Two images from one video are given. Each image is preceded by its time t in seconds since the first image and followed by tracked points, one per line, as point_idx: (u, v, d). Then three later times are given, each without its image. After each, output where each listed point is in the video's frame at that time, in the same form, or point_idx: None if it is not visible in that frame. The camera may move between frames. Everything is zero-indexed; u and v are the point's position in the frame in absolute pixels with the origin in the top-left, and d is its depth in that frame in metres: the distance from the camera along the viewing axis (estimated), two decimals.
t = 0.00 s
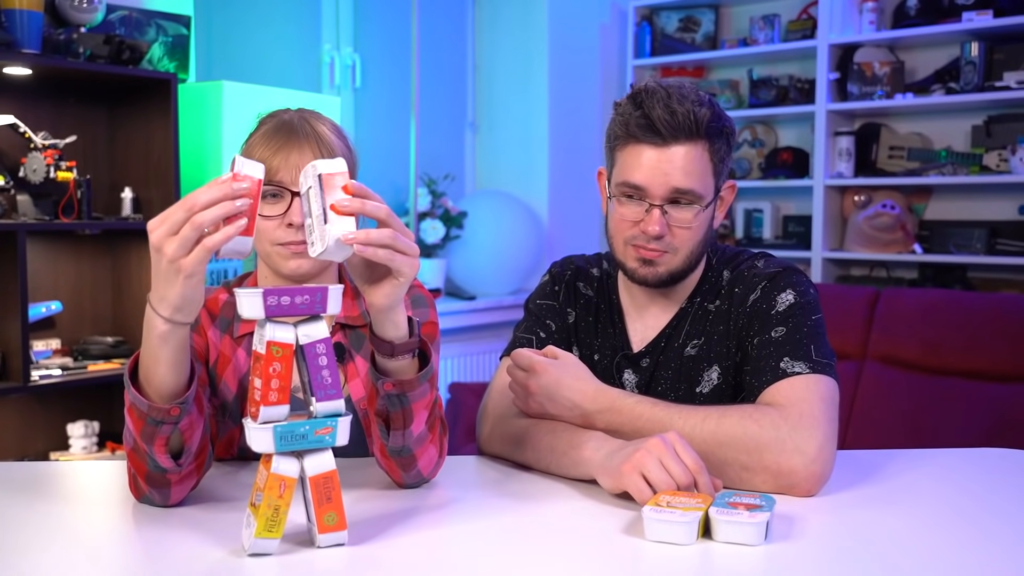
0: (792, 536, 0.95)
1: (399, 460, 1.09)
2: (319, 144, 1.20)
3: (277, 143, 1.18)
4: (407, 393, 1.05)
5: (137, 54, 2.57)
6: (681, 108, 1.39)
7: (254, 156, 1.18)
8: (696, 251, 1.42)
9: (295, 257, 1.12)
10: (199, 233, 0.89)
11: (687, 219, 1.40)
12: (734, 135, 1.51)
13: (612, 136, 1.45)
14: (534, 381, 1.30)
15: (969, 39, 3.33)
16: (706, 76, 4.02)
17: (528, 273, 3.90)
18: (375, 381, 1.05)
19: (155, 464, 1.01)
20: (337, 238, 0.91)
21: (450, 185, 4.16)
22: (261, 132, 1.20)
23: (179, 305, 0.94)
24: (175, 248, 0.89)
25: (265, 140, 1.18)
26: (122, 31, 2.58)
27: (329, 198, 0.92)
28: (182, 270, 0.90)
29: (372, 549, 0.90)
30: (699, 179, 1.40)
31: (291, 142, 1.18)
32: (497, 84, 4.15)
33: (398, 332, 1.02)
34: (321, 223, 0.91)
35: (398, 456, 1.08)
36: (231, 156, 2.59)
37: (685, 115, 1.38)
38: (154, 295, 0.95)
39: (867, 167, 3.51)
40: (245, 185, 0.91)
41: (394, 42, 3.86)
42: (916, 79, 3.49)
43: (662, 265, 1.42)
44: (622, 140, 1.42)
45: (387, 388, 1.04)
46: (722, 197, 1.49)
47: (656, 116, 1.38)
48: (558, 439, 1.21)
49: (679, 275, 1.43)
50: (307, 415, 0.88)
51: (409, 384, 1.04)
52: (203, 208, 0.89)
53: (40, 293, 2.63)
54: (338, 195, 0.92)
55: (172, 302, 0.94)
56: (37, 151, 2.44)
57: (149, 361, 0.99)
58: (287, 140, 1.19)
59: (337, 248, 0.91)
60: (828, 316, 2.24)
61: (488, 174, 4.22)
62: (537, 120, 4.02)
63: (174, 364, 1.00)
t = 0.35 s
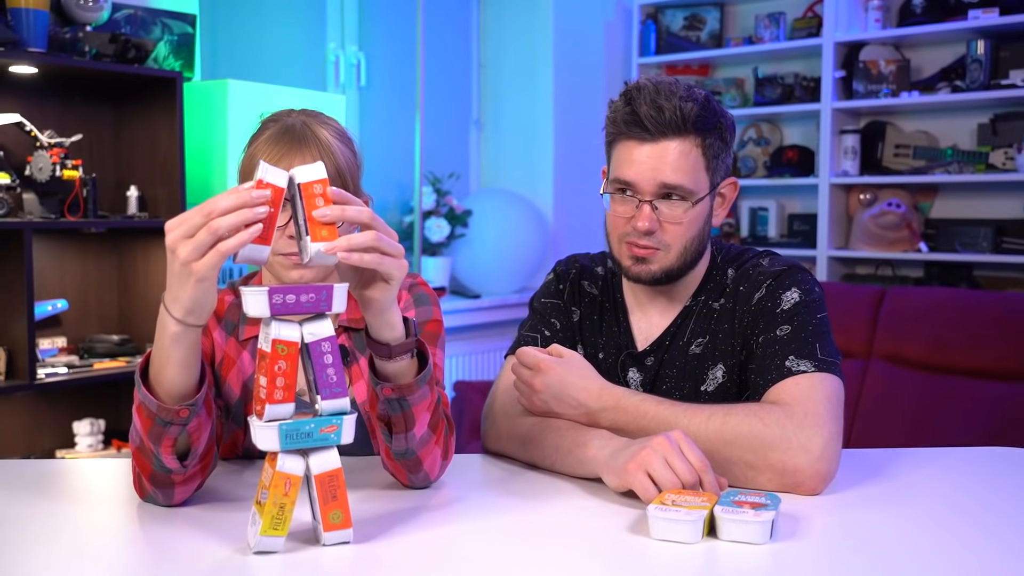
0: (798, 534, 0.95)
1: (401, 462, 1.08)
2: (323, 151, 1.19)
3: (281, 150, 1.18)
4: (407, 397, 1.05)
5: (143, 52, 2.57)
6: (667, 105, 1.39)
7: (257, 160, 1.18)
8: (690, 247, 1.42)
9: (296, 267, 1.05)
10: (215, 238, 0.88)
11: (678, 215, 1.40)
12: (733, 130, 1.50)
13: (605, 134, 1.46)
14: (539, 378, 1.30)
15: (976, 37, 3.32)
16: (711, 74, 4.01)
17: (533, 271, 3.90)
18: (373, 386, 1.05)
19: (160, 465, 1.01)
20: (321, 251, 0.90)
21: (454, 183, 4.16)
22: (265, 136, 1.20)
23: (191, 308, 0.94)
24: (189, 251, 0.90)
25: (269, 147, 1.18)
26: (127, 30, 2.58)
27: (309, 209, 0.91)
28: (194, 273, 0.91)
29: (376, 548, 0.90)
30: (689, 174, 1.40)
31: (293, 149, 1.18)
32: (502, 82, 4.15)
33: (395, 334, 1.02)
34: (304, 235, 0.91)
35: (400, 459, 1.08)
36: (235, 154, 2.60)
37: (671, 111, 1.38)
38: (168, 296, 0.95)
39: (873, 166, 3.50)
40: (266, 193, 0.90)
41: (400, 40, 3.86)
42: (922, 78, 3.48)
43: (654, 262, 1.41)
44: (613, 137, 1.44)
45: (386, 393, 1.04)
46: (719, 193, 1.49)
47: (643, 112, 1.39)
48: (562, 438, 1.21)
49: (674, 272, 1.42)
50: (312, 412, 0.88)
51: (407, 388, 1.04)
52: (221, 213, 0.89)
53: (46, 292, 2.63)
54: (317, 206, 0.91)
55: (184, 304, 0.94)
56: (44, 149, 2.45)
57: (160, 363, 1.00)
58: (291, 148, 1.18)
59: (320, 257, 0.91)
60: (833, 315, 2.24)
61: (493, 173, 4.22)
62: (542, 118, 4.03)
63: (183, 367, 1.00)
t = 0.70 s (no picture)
0: (805, 533, 0.94)
1: (409, 463, 1.08)
2: (329, 150, 1.19)
3: (287, 150, 1.18)
4: (414, 398, 1.06)
5: (149, 51, 2.57)
6: (653, 103, 1.39)
7: (263, 161, 1.18)
8: (687, 245, 1.42)
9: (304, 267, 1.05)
10: (222, 247, 0.88)
11: (671, 214, 1.40)
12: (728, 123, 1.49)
13: (597, 136, 1.47)
14: (545, 377, 1.30)
15: (984, 35, 3.30)
16: (717, 73, 4.01)
17: (539, 270, 3.90)
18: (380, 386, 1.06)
19: (165, 464, 1.01)
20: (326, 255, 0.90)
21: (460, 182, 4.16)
22: (271, 137, 1.20)
23: (194, 315, 0.95)
24: (194, 260, 0.89)
25: (274, 148, 1.19)
26: (135, 28, 2.59)
27: (314, 214, 0.91)
28: (200, 282, 0.91)
29: (383, 546, 0.90)
30: (679, 172, 1.40)
31: (299, 150, 1.18)
32: (508, 80, 4.15)
33: (401, 335, 1.02)
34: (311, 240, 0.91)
35: (407, 460, 1.08)
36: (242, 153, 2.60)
37: (657, 109, 1.38)
38: (172, 302, 0.95)
39: (880, 164, 3.50)
40: (274, 203, 0.88)
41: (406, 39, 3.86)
42: (929, 76, 3.47)
43: (651, 261, 1.41)
44: (604, 138, 1.44)
45: (394, 394, 1.05)
46: (717, 190, 1.49)
47: (629, 112, 1.39)
48: (569, 437, 1.21)
49: (673, 270, 1.41)
50: (319, 411, 0.88)
51: (415, 389, 1.05)
52: (228, 223, 0.88)
53: (54, 290, 2.64)
54: (322, 211, 0.91)
55: (188, 312, 0.94)
56: (51, 148, 2.45)
57: (164, 368, 1.00)
58: (297, 148, 1.18)
59: (327, 262, 0.91)
60: (841, 314, 2.24)
61: (499, 172, 4.22)
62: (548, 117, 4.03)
63: (188, 371, 1.01)
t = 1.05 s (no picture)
0: (811, 534, 0.94)
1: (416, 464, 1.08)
2: (334, 151, 1.19)
3: (292, 151, 1.18)
4: (422, 399, 1.06)
5: (156, 51, 2.57)
6: (646, 107, 1.39)
7: (269, 162, 1.19)
8: (685, 246, 1.41)
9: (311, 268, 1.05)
10: (236, 251, 0.88)
11: (668, 216, 1.40)
12: (727, 124, 1.49)
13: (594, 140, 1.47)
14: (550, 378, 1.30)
15: (990, 35, 3.29)
16: (722, 73, 4.00)
17: (545, 270, 3.90)
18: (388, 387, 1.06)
19: (173, 466, 1.01)
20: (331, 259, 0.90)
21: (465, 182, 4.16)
22: (276, 137, 1.20)
23: (205, 319, 0.95)
24: (208, 264, 0.89)
25: (280, 148, 1.19)
26: (141, 29, 2.60)
27: (321, 219, 0.91)
28: (213, 286, 0.90)
29: (389, 546, 0.90)
30: (675, 175, 1.39)
31: (305, 150, 1.18)
32: (513, 80, 4.15)
33: (409, 338, 1.03)
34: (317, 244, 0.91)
35: (414, 461, 1.08)
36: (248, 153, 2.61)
37: (650, 114, 1.38)
38: (182, 306, 0.95)
39: (886, 164, 3.48)
40: (286, 208, 0.89)
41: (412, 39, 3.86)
42: (936, 76, 3.46)
43: (650, 263, 1.41)
44: (601, 143, 1.45)
45: (402, 395, 1.05)
46: (716, 191, 1.48)
47: (623, 116, 1.40)
48: (574, 438, 1.21)
49: (672, 271, 1.41)
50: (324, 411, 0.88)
51: (423, 389, 1.05)
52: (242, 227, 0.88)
53: (61, 290, 2.65)
54: (330, 216, 0.91)
55: (200, 316, 0.94)
56: (58, 149, 2.46)
57: (172, 371, 1.00)
58: (303, 149, 1.19)
59: (332, 267, 0.91)
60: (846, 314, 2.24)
61: (504, 172, 4.23)
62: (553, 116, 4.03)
63: (196, 374, 1.01)
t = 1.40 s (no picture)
0: (814, 535, 0.94)
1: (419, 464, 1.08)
2: (337, 152, 1.19)
3: (296, 152, 1.18)
4: (427, 399, 1.06)
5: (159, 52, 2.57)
6: (647, 110, 1.39)
7: (273, 163, 1.18)
8: (687, 246, 1.41)
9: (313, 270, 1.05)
10: (242, 253, 0.88)
11: (670, 217, 1.40)
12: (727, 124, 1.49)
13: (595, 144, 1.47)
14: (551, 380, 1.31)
15: (993, 35, 3.29)
16: (725, 73, 4.00)
17: (547, 271, 3.90)
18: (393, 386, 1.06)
19: (175, 466, 1.01)
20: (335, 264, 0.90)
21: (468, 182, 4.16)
22: (280, 139, 1.20)
23: (211, 321, 0.95)
24: (215, 267, 0.89)
25: (283, 149, 1.19)
26: (144, 30, 2.60)
27: (324, 223, 0.91)
28: (220, 289, 0.90)
29: (391, 547, 0.90)
30: (677, 177, 1.39)
31: (309, 151, 1.18)
32: (516, 80, 4.15)
33: (414, 339, 1.03)
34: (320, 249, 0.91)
35: (417, 461, 1.08)
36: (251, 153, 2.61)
37: (651, 116, 1.38)
38: (188, 308, 0.95)
39: (889, 164, 3.48)
40: (291, 210, 0.89)
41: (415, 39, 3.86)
42: (939, 76, 3.46)
43: (652, 263, 1.40)
44: (602, 146, 1.44)
45: (406, 395, 1.05)
46: (717, 191, 1.48)
47: (624, 119, 1.40)
48: (576, 439, 1.21)
49: (674, 271, 1.41)
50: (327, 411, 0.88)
51: (428, 390, 1.05)
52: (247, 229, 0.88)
53: (64, 290, 2.65)
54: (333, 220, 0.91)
55: (206, 318, 0.94)
56: (61, 149, 2.46)
57: (177, 373, 1.00)
58: (306, 149, 1.19)
59: (336, 270, 0.91)
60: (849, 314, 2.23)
61: (506, 173, 4.23)
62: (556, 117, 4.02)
63: (201, 376, 1.01)
